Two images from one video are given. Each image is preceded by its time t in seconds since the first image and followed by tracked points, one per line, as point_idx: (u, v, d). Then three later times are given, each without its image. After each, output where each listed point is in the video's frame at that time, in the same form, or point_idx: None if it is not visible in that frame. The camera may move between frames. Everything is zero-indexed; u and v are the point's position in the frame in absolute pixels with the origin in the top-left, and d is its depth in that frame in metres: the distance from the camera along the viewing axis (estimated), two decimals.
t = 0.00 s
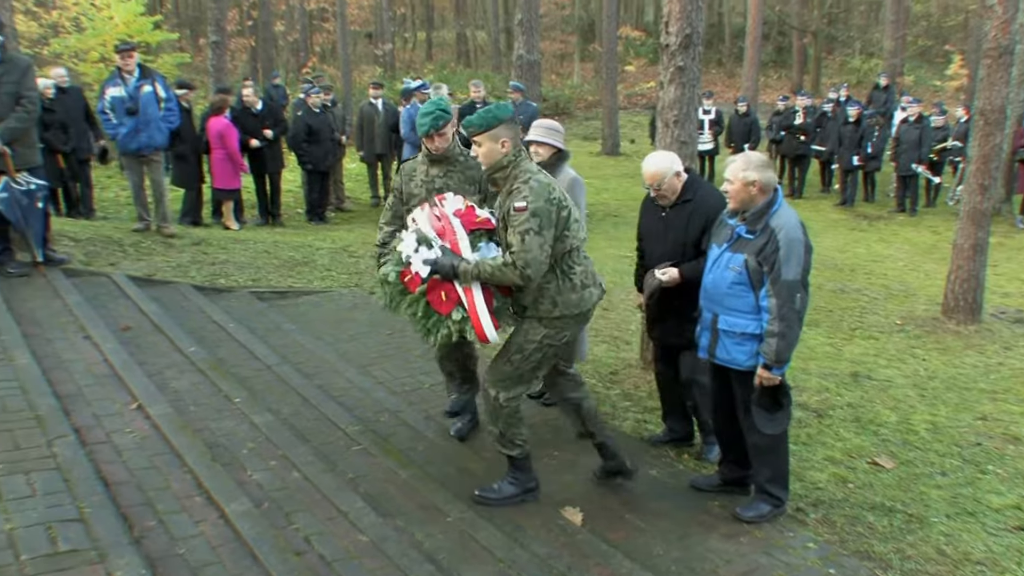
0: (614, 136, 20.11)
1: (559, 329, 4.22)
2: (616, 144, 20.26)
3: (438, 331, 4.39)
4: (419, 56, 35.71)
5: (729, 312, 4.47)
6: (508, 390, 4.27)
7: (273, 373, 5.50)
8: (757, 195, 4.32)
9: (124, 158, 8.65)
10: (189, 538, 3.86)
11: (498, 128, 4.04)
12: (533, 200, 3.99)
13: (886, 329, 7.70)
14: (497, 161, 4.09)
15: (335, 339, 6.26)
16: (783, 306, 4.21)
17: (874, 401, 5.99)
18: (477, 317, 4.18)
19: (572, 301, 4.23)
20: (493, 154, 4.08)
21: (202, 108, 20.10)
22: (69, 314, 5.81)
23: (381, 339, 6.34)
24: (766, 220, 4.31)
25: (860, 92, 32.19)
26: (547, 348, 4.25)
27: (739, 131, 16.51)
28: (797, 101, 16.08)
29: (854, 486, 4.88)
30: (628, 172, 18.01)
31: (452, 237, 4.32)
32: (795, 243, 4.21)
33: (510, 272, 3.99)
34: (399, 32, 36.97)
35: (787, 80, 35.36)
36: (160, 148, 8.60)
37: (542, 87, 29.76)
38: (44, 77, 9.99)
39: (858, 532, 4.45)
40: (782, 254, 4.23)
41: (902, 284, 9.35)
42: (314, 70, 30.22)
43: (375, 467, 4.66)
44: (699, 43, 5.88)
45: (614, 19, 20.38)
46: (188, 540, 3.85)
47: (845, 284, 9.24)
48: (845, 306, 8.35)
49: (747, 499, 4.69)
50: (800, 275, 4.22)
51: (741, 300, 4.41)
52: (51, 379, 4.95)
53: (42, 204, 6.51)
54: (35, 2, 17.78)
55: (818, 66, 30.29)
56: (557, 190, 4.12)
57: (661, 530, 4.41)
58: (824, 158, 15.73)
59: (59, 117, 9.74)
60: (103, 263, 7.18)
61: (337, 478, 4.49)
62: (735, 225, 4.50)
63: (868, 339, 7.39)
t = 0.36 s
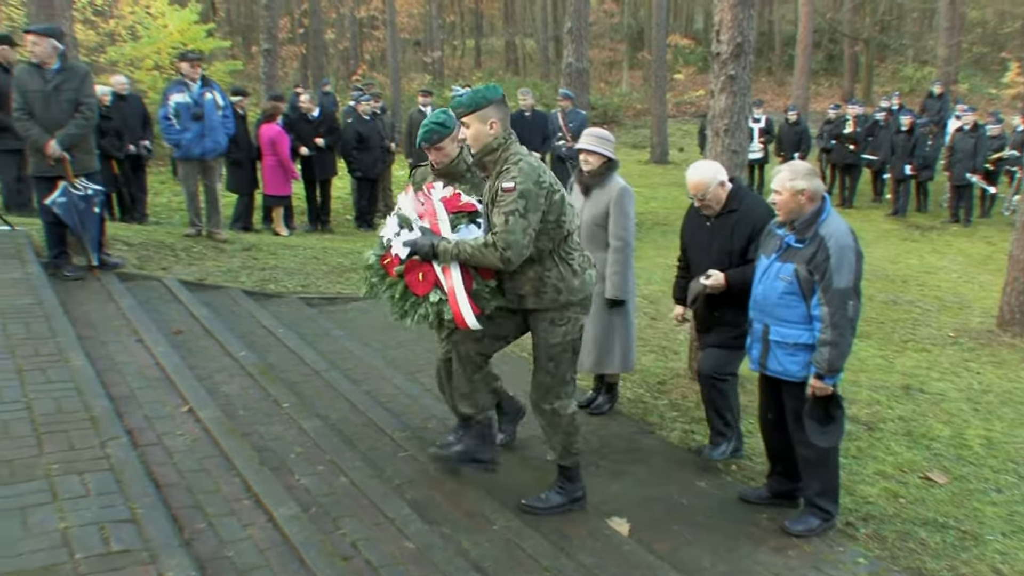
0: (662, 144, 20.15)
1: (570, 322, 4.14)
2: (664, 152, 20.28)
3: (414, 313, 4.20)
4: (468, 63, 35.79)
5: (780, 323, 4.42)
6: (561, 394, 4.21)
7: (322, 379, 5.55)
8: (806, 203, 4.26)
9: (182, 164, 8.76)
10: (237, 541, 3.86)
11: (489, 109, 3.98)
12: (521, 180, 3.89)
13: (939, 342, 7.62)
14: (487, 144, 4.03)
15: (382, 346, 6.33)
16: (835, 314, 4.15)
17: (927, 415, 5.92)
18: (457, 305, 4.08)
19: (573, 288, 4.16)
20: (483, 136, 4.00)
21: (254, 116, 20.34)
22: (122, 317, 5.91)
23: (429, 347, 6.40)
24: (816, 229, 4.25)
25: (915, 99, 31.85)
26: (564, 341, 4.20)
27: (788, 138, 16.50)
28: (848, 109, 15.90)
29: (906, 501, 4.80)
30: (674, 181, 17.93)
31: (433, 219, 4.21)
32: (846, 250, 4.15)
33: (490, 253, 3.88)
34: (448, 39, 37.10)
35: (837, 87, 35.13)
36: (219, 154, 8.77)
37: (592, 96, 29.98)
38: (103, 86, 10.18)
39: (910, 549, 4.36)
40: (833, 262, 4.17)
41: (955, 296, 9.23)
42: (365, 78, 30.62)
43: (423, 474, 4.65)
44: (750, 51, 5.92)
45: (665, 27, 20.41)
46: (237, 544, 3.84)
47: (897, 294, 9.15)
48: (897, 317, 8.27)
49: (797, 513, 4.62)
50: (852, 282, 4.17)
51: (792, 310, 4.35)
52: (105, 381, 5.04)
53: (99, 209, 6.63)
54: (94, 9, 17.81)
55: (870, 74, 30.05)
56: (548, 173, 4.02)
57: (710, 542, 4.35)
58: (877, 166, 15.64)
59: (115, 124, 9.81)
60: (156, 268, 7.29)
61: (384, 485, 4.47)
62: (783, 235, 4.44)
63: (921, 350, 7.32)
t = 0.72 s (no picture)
0: (720, 154, 20.05)
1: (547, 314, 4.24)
2: (721, 163, 20.18)
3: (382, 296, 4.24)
4: (526, 71, 35.84)
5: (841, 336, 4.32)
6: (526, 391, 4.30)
7: (379, 387, 5.60)
8: (869, 215, 4.17)
9: (242, 170, 8.92)
10: (294, 546, 3.89)
11: (462, 104, 4.11)
12: (494, 167, 4.02)
13: (1005, 358, 7.45)
14: (463, 137, 4.14)
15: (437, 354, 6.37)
16: (895, 327, 4.04)
17: (992, 433, 5.79)
18: (421, 286, 4.11)
19: (554, 279, 4.28)
20: (457, 129, 4.13)
21: (314, 126, 20.68)
22: (184, 323, 6.05)
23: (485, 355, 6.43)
24: (878, 241, 4.16)
25: (981, 110, 31.17)
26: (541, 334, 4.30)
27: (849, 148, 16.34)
28: (911, 120, 15.76)
29: (969, 521, 4.69)
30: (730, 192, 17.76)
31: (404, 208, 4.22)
32: (909, 263, 4.05)
33: (455, 236, 3.96)
34: (506, 49, 37.15)
35: (898, 97, 34.56)
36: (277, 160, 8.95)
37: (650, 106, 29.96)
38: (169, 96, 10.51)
39: (974, 570, 4.25)
40: (895, 274, 4.07)
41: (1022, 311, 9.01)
42: (424, 87, 30.95)
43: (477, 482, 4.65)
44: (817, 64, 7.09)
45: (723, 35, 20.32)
46: (294, 548, 3.87)
47: (960, 309, 8.97)
48: (960, 333, 8.11)
49: (857, 532, 4.50)
50: (914, 295, 4.06)
51: (852, 323, 4.26)
52: (166, 386, 5.14)
53: (163, 216, 6.80)
54: (159, 20, 18.05)
55: (934, 84, 29.50)
56: (524, 164, 4.13)
57: (768, 557, 4.27)
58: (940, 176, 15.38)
59: (179, 132, 10.08)
60: (217, 275, 7.45)
61: (439, 494, 4.47)
62: (844, 247, 4.35)
63: (985, 367, 7.18)
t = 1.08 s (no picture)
0: (786, 166, 19.89)
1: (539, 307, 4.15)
2: (788, 175, 20.01)
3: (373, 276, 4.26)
4: (590, 83, 35.73)
5: (914, 354, 4.10)
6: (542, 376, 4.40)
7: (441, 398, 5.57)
8: (946, 231, 3.96)
9: (310, 180, 9.06)
10: (358, 554, 3.89)
11: (462, 98, 4.08)
12: (495, 160, 3.98)
13: None
14: (463, 132, 4.13)
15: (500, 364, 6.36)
16: (973, 347, 3.84)
17: None
18: (409, 268, 4.04)
19: (549, 276, 4.19)
20: (456, 125, 4.11)
21: (384, 137, 20.93)
22: (251, 329, 6.19)
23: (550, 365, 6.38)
24: (955, 258, 3.95)
25: None
26: (523, 323, 4.21)
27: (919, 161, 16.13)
28: (985, 133, 15.48)
29: None
30: (798, 207, 17.50)
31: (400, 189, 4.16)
32: (987, 282, 3.87)
33: (458, 227, 3.91)
34: (571, 60, 37.08)
35: (971, 110, 33.86)
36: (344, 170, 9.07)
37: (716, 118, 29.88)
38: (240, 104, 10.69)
39: None
40: (973, 292, 3.88)
41: None
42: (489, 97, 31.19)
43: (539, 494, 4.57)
44: (881, 74, 7.63)
45: (791, 47, 20.21)
46: (359, 557, 3.87)
47: None
48: None
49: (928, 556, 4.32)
50: (991, 315, 3.88)
51: (926, 340, 4.04)
52: (234, 392, 5.23)
53: (233, 224, 6.95)
54: (230, 31, 18.41)
55: (1010, 97, 28.82)
56: (527, 158, 4.08)
57: None
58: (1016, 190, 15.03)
59: (249, 141, 10.22)
60: (283, 282, 7.59)
61: (502, 505, 4.41)
62: (918, 263, 4.13)
63: None
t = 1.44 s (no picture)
0: (862, 181, 19.53)
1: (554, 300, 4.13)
2: (864, 191, 19.64)
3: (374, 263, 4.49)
4: (662, 95, 35.32)
5: (1002, 378, 3.93)
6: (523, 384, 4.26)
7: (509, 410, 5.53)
8: None
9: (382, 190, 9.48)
10: (428, 566, 3.86)
11: (468, 83, 4.15)
12: (496, 144, 3.99)
13: None
14: (471, 117, 4.17)
15: (570, 378, 6.31)
16: None
17: None
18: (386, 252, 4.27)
19: (566, 263, 4.20)
20: (465, 110, 4.17)
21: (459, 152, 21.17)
22: (324, 339, 6.29)
23: (620, 380, 6.32)
24: None
25: None
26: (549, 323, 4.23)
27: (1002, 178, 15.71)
28: None
29: None
30: (874, 223, 17.03)
31: (402, 172, 4.39)
32: None
33: (447, 214, 3.96)
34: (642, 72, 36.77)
35: None
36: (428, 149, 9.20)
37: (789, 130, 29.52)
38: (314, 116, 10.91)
39: None
40: None
41: None
42: (561, 109, 31.33)
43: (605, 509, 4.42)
44: (965, 87, 7.38)
45: (868, 60, 19.86)
46: (427, 568, 3.83)
47: None
48: None
49: None
50: None
51: (1015, 364, 3.86)
52: (305, 400, 5.31)
53: (307, 233, 7.08)
54: (306, 45, 18.84)
55: None
56: (532, 142, 4.08)
57: None
58: None
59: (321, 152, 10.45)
60: (354, 292, 7.67)
61: (571, 519, 4.28)
62: (1008, 284, 3.97)
63: None
